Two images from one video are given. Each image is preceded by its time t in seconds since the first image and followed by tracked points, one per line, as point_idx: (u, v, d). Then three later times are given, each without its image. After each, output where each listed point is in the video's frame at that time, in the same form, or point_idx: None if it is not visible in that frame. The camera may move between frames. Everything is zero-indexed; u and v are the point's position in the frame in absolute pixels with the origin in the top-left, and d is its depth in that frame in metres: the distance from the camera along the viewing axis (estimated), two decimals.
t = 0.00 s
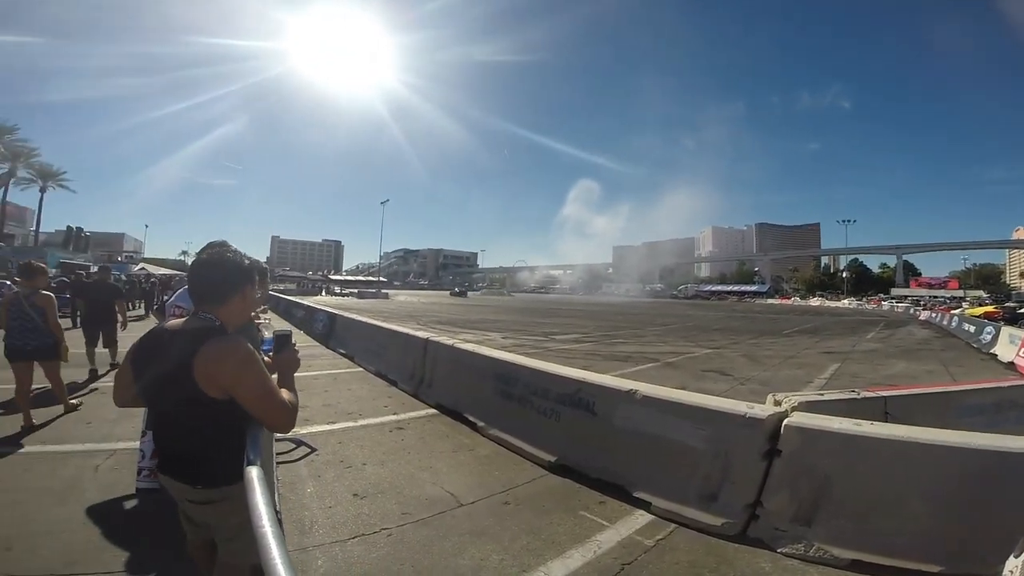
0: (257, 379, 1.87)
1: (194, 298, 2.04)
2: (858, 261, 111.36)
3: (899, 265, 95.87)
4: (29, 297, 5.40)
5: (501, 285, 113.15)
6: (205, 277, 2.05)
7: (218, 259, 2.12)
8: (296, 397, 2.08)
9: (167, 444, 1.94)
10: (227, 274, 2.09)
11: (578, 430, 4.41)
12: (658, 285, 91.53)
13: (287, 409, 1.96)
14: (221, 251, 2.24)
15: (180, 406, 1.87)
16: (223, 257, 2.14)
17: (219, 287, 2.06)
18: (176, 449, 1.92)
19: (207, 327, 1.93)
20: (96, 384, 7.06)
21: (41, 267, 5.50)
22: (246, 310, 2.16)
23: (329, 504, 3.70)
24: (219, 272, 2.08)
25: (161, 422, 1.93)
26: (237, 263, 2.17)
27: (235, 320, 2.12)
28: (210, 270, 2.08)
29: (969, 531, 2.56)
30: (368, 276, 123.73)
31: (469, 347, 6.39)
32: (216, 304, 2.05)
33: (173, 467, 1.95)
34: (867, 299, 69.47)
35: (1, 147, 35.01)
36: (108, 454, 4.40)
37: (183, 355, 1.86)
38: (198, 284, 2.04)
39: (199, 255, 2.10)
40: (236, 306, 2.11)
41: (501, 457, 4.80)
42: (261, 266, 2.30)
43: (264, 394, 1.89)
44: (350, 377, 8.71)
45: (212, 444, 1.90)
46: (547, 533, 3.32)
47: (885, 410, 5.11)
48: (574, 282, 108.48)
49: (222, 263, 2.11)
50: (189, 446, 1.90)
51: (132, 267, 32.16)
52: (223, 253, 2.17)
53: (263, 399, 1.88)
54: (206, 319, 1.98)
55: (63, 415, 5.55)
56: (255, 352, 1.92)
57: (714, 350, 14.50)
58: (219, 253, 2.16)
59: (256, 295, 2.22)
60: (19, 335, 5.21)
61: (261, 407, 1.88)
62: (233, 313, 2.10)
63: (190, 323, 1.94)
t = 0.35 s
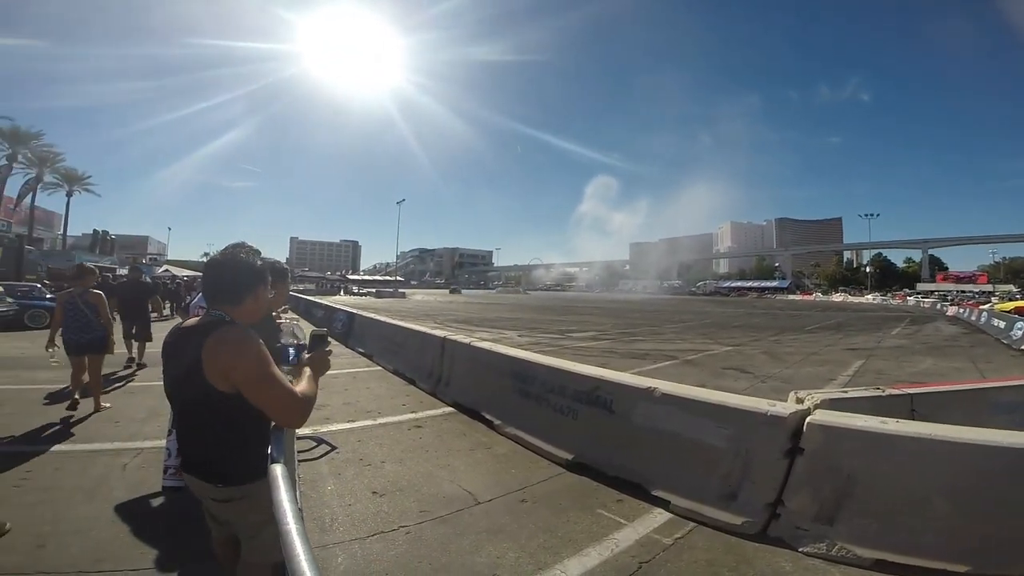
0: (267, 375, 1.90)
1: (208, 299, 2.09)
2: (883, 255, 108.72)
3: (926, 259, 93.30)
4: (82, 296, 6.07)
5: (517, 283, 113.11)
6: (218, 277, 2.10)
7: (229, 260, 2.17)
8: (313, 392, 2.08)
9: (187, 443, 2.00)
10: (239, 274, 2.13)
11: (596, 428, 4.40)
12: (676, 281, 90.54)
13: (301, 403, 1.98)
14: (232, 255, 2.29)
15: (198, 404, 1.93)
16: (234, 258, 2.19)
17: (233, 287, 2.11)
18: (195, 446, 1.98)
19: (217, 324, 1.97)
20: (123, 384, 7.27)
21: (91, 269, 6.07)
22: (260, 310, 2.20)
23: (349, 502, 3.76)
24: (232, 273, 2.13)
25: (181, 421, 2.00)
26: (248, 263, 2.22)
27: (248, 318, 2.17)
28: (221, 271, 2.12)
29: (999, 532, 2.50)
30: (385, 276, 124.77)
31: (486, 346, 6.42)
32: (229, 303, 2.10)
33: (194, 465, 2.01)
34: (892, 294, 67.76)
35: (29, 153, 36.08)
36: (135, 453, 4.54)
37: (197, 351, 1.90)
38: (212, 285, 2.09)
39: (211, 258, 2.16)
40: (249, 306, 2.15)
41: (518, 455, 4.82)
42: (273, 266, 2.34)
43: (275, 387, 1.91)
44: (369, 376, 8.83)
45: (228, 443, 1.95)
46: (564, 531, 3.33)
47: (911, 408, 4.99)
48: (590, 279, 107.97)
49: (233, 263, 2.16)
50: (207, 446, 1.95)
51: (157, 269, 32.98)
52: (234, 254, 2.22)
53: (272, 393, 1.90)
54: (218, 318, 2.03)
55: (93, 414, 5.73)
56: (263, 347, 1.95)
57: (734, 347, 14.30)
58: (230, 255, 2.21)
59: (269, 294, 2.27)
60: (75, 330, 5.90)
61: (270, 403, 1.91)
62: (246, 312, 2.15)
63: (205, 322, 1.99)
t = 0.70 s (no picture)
0: (261, 378, 1.90)
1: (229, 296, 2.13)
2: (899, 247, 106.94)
3: (943, 251, 91.63)
4: (108, 297, 6.36)
5: (527, 280, 113.09)
6: (241, 276, 2.13)
7: (252, 262, 2.21)
8: (313, 403, 2.01)
9: (199, 443, 2.04)
10: (261, 275, 2.16)
11: (607, 424, 4.41)
12: (687, 276, 89.87)
13: (288, 412, 1.94)
14: (260, 256, 2.33)
15: (211, 404, 1.97)
16: (257, 260, 2.23)
17: (254, 287, 2.14)
18: (206, 446, 2.02)
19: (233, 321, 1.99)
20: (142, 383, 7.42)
21: (114, 272, 6.29)
22: (279, 311, 2.23)
23: (363, 499, 3.80)
24: (255, 273, 2.16)
25: (195, 421, 2.05)
26: (271, 265, 2.25)
27: (267, 320, 2.19)
28: (246, 271, 2.16)
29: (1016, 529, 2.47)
30: (395, 273, 125.41)
31: (497, 342, 6.45)
32: (251, 303, 2.13)
33: (205, 465, 2.04)
34: (908, 287, 66.69)
35: (45, 156, 36.80)
36: (154, 451, 4.64)
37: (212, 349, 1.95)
38: (234, 282, 2.12)
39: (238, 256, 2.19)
40: (269, 307, 2.18)
41: (530, 451, 4.85)
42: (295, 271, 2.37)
43: (260, 391, 1.90)
44: (381, 373, 8.90)
45: (235, 444, 1.97)
46: (576, 527, 3.34)
47: (928, 403, 4.92)
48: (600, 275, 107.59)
49: (256, 264, 2.20)
50: (217, 446, 1.98)
51: (171, 269, 33.50)
52: (257, 257, 2.26)
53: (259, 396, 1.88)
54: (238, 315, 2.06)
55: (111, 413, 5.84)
56: (269, 350, 1.95)
57: (747, 342, 14.17)
58: (254, 257, 2.25)
59: (288, 298, 2.29)
60: (100, 329, 6.20)
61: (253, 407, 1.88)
62: (264, 314, 2.17)
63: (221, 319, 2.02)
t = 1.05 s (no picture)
0: (277, 373, 1.91)
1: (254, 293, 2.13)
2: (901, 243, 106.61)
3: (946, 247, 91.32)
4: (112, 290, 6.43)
5: (528, 275, 113.07)
6: (266, 274, 2.12)
7: (278, 261, 2.20)
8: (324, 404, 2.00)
9: (203, 439, 2.07)
10: (286, 274, 2.15)
11: (609, 419, 4.42)
12: (689, 272, 89.76)
13: (300, 408, 1.94)
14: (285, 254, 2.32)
15: (217, 400, 2.00)
16: (282, 259, 2.22)
17: (276, 285, 2.13)
18: (210, 443, 2.04)
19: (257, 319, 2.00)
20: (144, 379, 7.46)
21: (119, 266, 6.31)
22: (303, 310, 2.21)
23: (365, 493, 3.83)
24: (279, 271, 2.16)
25: (202, 416, 2.08)
26: (295, 264, 2.24)
27: (292, 318, 2.18)
28: (271, 269, 2.15)
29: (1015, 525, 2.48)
30: (397, 268, 125.49)
31: (499, 337, 6.45)
32: (275, 301, 2.12)
33: (208, 460, 2.06)
34: (910, 283, 66.52)
35: (47, 153, 36.80)
36: (156, 446, 4.66)
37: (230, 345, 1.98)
38: (259, 280, 2.11)
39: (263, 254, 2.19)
40: (293, 305, 2.17)
41: (531, 446, 4.87)
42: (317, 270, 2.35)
43: (278, 390, 1.91)
44: (383, 368, 8.93)
45: (239, 439, 1.99)
46: (576, 521, 3.36)
47: (930, 399, 4.92)
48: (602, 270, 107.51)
49: (281, 263, 2.19)
50: (220, 442, 2.01)
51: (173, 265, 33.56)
52: (283, 256, 2.25)
53: (274, 392, 1.89)
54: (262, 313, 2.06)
55: (114, 408, 5.88)
56: (288, 347, 1.95)
57: (748, 338, 14.17)
58: (281, 255, 2.24)
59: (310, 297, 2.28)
60: (104, 319, 6.27)
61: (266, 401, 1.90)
62: (290, 312, 2.17)
63: (242, 314, 2.04)
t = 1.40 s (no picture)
0: (288, 372, 1.90)
1: (267, 292, 2.12)
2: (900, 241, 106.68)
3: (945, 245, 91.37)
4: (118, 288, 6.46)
5: (527, 273, 113.07)
6: (280, 275, 2.12)
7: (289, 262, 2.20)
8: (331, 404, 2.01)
9: (201, 437, 2.06)
10: (299, 276, 2.15)
11: (607, 416, 4.43)
12: (687, 269, 89.68)
13: (306, 407, 1.94)
14: (296, 254, 2.32)
15: (217, 396, 1.99)
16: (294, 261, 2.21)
17: (288, 284, 2.12)
18: (208, 441, 2.04)
19: (272, 318, 1.99)
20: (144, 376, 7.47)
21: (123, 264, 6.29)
22: (315, 310, 2.21)
23: (364, 491, 3.83)
24: (292, 272, 2.15)
25: (202, 414, 2.07)
26: (305, 267, 2.24)
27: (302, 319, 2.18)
28: (284, 271, 2.15)
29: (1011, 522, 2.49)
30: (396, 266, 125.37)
31: (498, 334, 6.45)
32: (289, 302, 2.12)
33: (206, 458, 2.06)
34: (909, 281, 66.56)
35: (44, 151, 36.66)
36: (155, 444, 4.66)
37: (242, 342, 1.97)
38: (273, 280, 2.11)
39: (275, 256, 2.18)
40: (306, 306, 2.17)
41: (530, 443, 4.87)
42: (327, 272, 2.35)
43: (292, 389, 1.91)
44: (382, 365, 8.92)
45: (239, 438, 1.99)
46: (574, 518, 3.37)
47: (928, 397, 4.93)
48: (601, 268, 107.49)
49: (294, 266, 2.19)
50: (218, 441, 2.00)
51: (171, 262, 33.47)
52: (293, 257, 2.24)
53: (284, 389, 1.89)
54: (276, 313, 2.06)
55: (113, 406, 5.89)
56: (302, 346, 1.94)
57: (747, 335, 14.18)
58: (292, 257, 2.24)
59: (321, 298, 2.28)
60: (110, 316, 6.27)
61: (276, 398, 1.89)
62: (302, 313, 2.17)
63: (256, 313, 2.03)
